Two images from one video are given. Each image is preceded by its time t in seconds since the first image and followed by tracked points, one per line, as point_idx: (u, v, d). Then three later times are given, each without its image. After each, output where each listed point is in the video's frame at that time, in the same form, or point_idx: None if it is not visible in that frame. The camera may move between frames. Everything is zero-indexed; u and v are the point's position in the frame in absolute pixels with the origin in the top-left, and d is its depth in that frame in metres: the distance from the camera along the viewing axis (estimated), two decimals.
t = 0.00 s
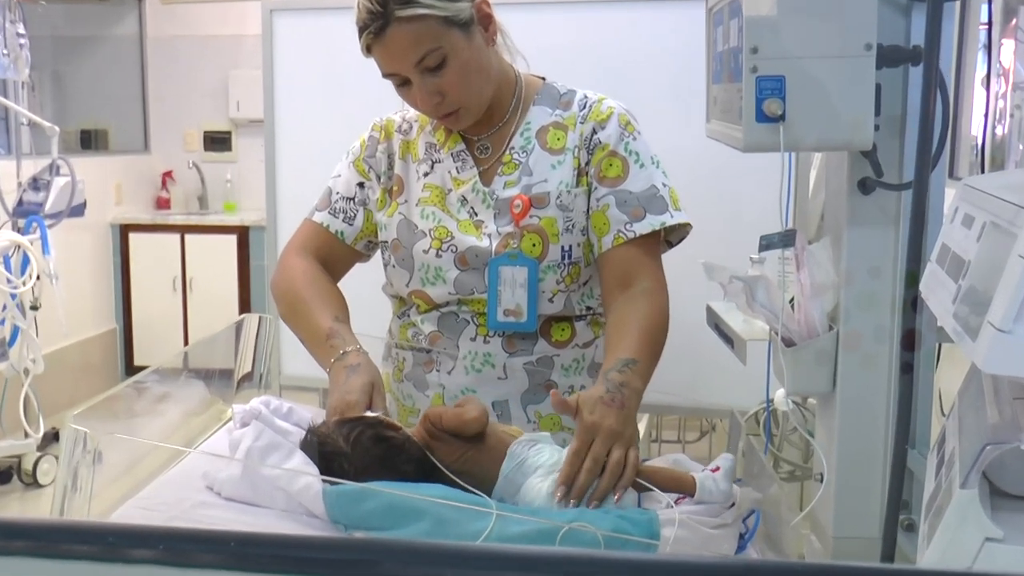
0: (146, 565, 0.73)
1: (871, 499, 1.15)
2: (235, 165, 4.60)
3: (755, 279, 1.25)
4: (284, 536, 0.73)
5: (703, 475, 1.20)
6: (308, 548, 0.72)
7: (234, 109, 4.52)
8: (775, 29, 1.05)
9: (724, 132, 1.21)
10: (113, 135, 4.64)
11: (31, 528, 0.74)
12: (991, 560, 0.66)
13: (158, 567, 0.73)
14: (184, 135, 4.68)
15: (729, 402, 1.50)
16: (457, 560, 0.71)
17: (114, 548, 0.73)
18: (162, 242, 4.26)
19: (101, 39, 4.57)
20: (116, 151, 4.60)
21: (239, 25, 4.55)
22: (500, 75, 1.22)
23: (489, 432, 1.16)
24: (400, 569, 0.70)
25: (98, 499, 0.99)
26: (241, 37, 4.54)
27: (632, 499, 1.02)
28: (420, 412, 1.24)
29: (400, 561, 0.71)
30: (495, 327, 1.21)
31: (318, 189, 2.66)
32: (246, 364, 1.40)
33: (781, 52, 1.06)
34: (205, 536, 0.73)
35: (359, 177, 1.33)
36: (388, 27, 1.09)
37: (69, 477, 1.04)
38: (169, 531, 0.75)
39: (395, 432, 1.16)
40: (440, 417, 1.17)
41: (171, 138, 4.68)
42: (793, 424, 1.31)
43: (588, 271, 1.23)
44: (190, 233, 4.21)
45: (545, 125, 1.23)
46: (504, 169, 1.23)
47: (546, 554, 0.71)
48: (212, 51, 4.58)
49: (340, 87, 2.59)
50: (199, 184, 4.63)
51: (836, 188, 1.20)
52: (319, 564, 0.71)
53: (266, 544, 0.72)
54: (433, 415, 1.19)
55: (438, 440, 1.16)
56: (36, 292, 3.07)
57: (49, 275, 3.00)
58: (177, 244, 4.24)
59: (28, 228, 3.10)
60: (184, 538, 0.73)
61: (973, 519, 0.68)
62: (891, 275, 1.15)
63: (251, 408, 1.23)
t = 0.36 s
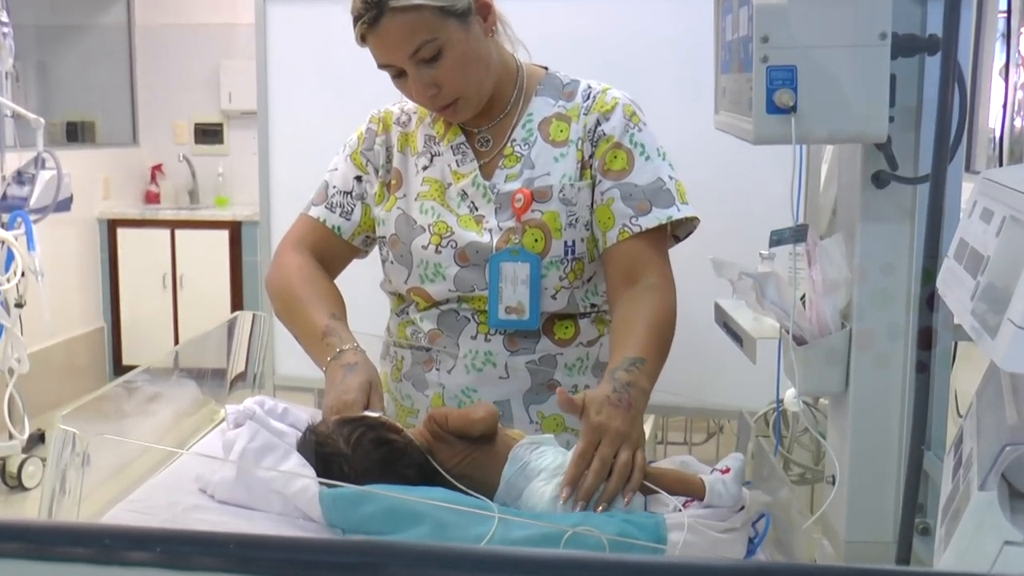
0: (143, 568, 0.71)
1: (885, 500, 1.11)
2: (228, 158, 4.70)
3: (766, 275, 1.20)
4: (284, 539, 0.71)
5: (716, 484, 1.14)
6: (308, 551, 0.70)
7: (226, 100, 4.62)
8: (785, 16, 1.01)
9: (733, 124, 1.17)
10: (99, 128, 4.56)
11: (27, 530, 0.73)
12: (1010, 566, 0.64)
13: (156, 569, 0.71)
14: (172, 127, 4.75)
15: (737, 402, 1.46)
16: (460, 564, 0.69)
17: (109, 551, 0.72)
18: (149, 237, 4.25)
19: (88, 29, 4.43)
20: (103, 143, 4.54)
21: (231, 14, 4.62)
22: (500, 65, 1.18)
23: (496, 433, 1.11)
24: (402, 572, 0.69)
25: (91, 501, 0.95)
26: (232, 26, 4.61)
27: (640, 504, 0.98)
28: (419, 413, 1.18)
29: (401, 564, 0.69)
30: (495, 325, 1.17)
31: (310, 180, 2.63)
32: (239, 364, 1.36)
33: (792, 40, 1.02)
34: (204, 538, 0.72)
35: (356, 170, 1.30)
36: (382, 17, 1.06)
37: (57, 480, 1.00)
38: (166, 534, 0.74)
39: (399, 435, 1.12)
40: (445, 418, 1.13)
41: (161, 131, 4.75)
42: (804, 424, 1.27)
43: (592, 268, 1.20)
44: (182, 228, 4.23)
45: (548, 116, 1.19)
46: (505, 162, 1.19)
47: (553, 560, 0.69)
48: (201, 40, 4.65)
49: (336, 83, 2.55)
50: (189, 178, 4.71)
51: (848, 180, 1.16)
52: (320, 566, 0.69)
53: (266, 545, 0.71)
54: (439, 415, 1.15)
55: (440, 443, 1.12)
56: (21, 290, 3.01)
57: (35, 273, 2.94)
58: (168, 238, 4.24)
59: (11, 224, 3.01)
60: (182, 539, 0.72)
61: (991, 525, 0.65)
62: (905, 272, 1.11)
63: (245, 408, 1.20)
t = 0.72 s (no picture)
0: (142, 546, 0.70)
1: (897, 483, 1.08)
2: (218, 132, 4.53)
3: (775, 250, 1.16)
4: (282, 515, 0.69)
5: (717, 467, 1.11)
6: (306, 529, 0.68)
7: (217, 73, 4.45)
8: None
9: (741, 96, 1.13)
10: (85, 100, 4.45)
11: (18, 506, 0.71)
12: None
13: (155, 547, 0.70)
14: (161, 100, 4.59)
15: (745, 383, 1.43)
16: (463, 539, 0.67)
17: (105, 530, 0.70)
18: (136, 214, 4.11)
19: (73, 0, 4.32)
20: (90, 118, 4.42)
21: None
22: (497, 36, 1.14)
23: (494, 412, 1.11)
24: (404, 551, 0.67)
25: (77, 484, 0.92)
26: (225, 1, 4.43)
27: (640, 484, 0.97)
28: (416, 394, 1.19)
29: (404, 542, 0.67)
30: (495, 304, 1.14)
31: (305, 157, 2.58)
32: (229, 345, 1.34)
33: (804, 8, 0.98)
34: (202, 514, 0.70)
35: (352, 144, 1.26)
36: None
37: (43, 462, 0.97)
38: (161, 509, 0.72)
39: (396, 415, 1.11)
40: (444, 400, 1.13)
41: (149, 103, 4.59)
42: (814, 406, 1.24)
43: (595, 244, 1.17)
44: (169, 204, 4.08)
45: (549, 88, 1.15)
46: (505, 135, 1.16)
47: (558, 534, 0.66)
48: (188, 11, 4.47)
49: (332, 59, 2.52)
50: (178, 154, 4.57)
51: (861, 153, 1.11)
52: (322, 544, 0.67)
53: (265, 520, 0.69)
54: (438, 396, 1.14)
55: (440, 425, 1.11)
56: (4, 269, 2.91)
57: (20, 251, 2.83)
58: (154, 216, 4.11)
59: None
60: (178, 516, 0.70)
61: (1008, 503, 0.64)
62: (920, 249, 1.07)
63: (238, 389, 1.17)
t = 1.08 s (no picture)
0: (133, 534, 0.71)
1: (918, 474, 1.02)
2: (202, 105, 4.42)
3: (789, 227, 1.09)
4: (276, 501, 0.71)
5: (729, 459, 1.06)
6: (304, 516, 0.69)
7: (201, 42, 4.33)
8: None
9: (754, 66, 1.08)
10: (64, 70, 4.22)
11: (6, 495, 0.72)
12: None
13: (146, 535, 0.71)
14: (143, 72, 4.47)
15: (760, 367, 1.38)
16: (464, 525, 0.69)
17: (92, 517, 0.71)
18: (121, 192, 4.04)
19: None
20: (69, 89, 4.22)
21: None
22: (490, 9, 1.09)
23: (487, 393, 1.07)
24: (408, 538, 0.68)
25: (58, 473, 0.88)
26: None
27: (649, 477, 0.94)
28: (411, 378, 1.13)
29: (406, 529, 0.69)
30: (494, 285, 1.11)
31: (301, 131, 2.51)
32: (217, 328, 1.30)
33: None
34: (197, 501, 0.71)
35: (345, 117, 1.22)
36: None
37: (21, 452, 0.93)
38: (157, 496, 0.73)
39: (386, 399, 1.06)
40: (434, 382, 1.07)
41: (130, 76, 4.47)
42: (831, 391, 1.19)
43: (598, 221, 1.13)
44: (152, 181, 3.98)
45: (549, 57, 1.11)
46: (503, 108, 1.11)
47: (561, 521, 0.69)
48: None
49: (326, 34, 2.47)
50: (161, 127, 4.45)
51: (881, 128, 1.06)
52: (324, 531, 0.69)
53: (262, 508, 0.70)
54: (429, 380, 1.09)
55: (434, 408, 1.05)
56: None
57: None
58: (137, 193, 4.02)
59: None
60: (173, 503, 0.71)
61: None
62: (941, 230, 1.01)
63: (227, 374, 1.13)
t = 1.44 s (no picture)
0: (106, 542, 0.66)
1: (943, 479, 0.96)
2: (182, 87, 4.30)
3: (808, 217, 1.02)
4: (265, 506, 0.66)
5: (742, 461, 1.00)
6: (291, 522, 0.65)
7: (178, 19, 4.19)
8: None
9: (769, 45, 1.01)
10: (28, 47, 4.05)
11: None
12: None
13: (122, 543, 0.66)
14: (119, 51, 4.35)
15: (775, 366, 1.31)
16: (464, 533, 0.64)
17: (68, 524, 0.66)
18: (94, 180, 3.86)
19: None
20: (36, 69, 4.09)
21: None
22: None
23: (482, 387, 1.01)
24: (403, 547, 0.64)
25: (31, 476, 0.83)
26: None
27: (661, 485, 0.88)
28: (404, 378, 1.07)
29: (404, 536, 0.64)
30: (492, 279, 1.05)
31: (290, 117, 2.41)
32: (197, 326, 1.23)
33: None
34: (177, 506, 0.66)
35: (333, 101, 1.17)
36: None
37: None
38: (136, 500, 0.68)
39: (382, 401, 1.00)
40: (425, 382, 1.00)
41: (106, 55, 4.35)
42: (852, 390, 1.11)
43: (603, 211, 1.08)
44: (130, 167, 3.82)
45: (549, 36, 1.06)
46: (502, 91, 1.06)
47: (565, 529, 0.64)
48: None
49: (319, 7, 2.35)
50: (137, 111, 4.32)
51: (903, 113, 0.98)
52: (312, 539, 0.64)
53: (249, 512, 0.66)
54: (417, 378, 1.02)
55: (427, 408, 1.00)
56: None
57: None
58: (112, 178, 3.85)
59: None
60: (151, 508, 0.66)
61: None
62: (970, 219, 0.94)
63: (208, 372, 1.08)
